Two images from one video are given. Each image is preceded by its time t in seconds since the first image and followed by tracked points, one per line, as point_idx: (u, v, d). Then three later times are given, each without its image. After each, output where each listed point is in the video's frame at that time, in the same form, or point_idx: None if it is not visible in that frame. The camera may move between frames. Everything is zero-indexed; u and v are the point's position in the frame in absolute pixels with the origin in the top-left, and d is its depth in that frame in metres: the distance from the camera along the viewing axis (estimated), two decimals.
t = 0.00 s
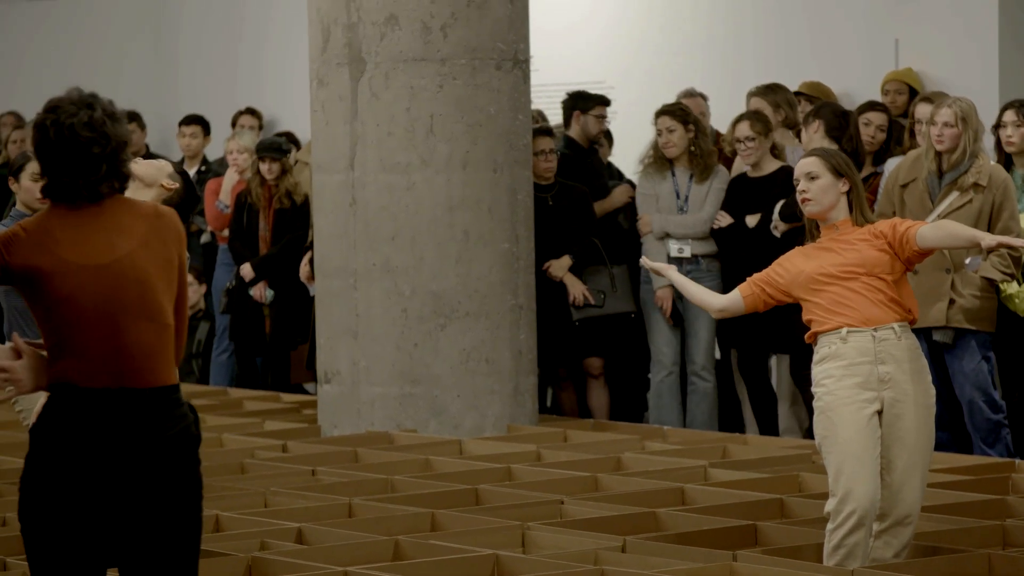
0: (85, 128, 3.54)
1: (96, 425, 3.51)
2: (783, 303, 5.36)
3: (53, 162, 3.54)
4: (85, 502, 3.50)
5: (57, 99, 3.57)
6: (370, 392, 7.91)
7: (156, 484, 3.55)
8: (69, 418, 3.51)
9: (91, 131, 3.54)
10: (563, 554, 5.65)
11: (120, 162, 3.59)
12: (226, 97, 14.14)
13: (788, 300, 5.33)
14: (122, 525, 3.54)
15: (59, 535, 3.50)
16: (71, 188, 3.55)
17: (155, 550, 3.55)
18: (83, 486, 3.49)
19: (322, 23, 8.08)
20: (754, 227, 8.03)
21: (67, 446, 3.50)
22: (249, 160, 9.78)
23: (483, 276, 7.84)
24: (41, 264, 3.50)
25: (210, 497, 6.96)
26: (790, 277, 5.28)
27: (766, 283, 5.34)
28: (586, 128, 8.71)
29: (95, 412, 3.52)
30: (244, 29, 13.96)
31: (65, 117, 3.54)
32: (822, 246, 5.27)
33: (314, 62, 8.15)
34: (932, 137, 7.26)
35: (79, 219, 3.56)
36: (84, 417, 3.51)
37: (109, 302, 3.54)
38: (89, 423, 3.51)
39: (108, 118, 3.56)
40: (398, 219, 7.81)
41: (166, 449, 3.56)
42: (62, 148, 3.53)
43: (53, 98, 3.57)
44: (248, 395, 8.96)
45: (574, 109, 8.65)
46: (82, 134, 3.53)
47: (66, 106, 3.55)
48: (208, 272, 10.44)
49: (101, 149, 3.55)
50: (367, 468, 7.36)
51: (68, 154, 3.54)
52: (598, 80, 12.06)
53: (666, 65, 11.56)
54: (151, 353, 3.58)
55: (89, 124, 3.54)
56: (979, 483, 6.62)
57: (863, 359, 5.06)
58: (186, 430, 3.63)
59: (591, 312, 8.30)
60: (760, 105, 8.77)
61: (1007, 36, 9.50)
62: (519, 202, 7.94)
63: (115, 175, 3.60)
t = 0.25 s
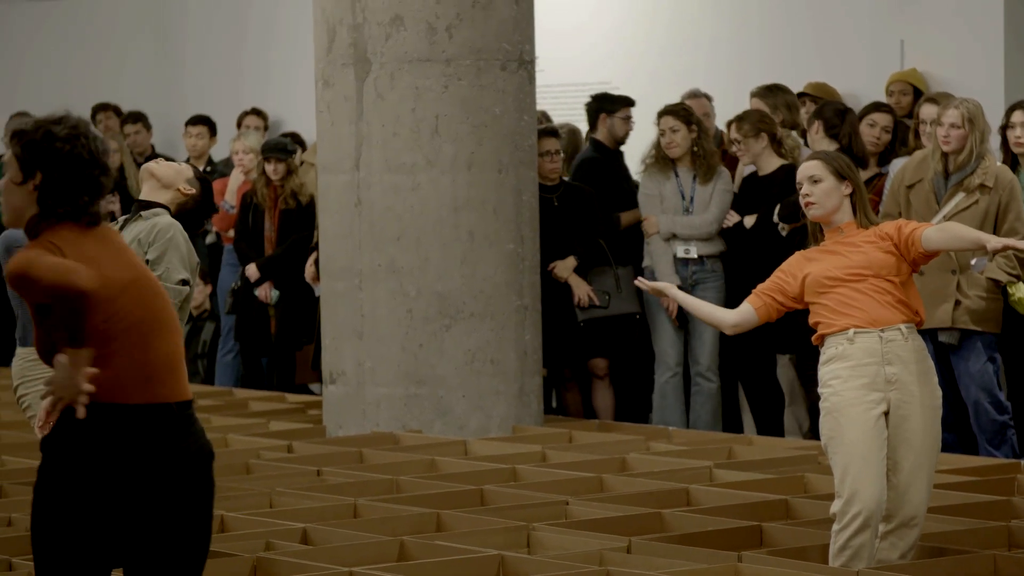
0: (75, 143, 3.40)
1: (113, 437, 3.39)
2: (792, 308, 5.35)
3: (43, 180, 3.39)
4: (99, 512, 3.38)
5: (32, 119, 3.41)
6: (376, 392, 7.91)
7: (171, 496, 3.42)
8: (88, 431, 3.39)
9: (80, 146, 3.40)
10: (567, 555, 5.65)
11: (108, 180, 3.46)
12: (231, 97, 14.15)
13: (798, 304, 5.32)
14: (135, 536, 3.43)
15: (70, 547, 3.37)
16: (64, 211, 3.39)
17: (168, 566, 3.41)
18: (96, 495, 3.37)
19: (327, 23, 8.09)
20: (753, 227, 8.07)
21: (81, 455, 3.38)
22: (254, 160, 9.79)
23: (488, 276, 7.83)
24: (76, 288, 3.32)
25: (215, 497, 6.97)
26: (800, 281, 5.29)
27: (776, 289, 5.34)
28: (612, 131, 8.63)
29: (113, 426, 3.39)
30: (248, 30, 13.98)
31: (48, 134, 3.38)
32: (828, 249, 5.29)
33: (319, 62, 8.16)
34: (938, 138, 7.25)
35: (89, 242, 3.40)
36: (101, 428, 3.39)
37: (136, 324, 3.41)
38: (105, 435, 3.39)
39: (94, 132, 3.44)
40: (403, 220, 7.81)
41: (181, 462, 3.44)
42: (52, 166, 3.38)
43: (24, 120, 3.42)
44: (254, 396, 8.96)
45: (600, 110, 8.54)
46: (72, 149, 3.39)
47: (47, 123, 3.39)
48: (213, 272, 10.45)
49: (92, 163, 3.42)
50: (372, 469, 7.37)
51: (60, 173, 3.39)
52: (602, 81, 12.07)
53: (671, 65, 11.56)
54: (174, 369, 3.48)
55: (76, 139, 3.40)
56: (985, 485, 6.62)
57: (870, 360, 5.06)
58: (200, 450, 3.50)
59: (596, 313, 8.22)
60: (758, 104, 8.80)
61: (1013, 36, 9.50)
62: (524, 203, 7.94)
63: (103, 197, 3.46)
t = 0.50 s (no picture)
0: (86, 176, 3.39)
1: (125, 453, 3.39)
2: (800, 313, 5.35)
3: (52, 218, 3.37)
4: (110, 524, 3.37)
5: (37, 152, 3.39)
6: (383, 394, 7.91)
7: (180, 507, 3.42)
8: (102, 448, 3.39)
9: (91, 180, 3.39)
10: (572, 557, 5.65)
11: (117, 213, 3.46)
12: (236, 98, 14.12)
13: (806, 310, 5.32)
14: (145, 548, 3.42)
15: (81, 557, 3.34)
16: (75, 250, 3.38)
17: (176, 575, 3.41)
18: (108, 508, 3.36)
19: (334, 24, 8.09)
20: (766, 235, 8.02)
21: (94, 469, 3.38)
22: (261, 162, 9.79)
23: (495, 278, 7.83)
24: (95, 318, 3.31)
25: (222, 498, 6.97)
26: (807, 287, 5.29)
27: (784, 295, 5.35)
28: (641, 132, 8.79)
29: (131, 446, 3.40)
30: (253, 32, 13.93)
31: (58, 166, 3.37)
32: (836, 252, 5.29)
33: (326, 64, 8.15)
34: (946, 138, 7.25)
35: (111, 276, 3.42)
36: (114, 446, 3.39)
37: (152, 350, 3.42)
38: (118, 451, 3.39)
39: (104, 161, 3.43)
40: (410, 221, 7.82)
41: (190, 476, 3.44)
42: (65, 201, 3.37)
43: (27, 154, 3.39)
44: (260, 397, 8.96)
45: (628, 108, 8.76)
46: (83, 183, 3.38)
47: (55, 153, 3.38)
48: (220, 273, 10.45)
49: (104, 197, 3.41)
50: (379, 470, 7.37)
51: (69, 209, 3.37)
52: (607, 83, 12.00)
53: (677, 66, 11.52)
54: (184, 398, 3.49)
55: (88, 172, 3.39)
56: (991, 486, 6.61)
57: (878, 361, 5.05)
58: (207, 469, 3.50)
59: (602, 314, 8.24)
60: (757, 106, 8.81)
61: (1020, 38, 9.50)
62: (531, 204, 7.94)
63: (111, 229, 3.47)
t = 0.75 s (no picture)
0: (117, 210, 3.70)
1: (113, 468, 3.61)
2: (812, 316, 5.36)
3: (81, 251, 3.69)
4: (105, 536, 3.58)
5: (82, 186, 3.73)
6: (389, 394, 7.91)
7: (173, 522, 3.63)
8: (87, 463, 3.61)
9: (125, 214, 3.70)
10: (581, 556, 5.64)
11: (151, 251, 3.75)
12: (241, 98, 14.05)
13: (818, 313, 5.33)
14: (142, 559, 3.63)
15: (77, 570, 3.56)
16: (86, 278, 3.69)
17: None
18: (100, 521, 3.57)
19: (341, 24, 8.08)
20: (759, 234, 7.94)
21: (86, 484, 3.59)
22: (268, 162, 9.78)
23: (502, 278, 7.84)
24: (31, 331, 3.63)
25: (228, 498, 6.98)
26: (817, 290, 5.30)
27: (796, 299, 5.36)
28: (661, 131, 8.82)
29: (108, 462, 3.61)
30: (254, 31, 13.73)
31: (97, 198, 3.71)
32: (845, 253, 5.29)
33: (332, 64, 8.15)
34: (953, 139, 7.24)
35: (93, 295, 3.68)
36: (100, 462, 3.61)
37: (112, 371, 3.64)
38: (106, 466, 3.61)
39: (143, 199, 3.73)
40: (416, 221, 7.82)
41: (182, 489, 3.65)
42: (94, 236, 3.68)
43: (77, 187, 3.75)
44: (267, 396, 8.96)
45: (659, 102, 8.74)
46: (118, 216, 3.69)
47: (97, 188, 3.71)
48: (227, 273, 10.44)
49: (137, 235, 3.71)
50: (386, 470, 7.37)
51: (101, 243, 3.68)
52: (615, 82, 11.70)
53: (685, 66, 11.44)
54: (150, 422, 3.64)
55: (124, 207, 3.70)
56: (998, 487, 6.61)
57: (887, 362, 5.05)
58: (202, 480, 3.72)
59: (609, 315, 8.19)
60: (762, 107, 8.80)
61: None
62: (538, 204, 7.94)
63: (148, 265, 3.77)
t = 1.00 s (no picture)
0: (97, 156, 3.45)
1: (116, 442, 3.41)
2: (820, 318, 5.36)
3: (59, 188, 3.44)
4: (108, 518, 3.40)
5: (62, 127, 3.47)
6: (396, 393, 7.91)
7: (177, 501, 3.47)
8: (87, 436, 3.41)
9: (108, 160, 3.46)
10: (589, 556, 5.64)
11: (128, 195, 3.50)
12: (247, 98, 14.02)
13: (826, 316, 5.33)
14: (143, 543, 3.46)
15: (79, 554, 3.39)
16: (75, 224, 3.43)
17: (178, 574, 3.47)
18: (104, 502, 3.39)
19: (349, 24, 8.08)
20: (753, 234, 7.81)
21: (87, 461, 3.39)
22: (275, 161, 9.78)
23: (509, 277, 7.83)
24: (47, 293, 3.32)
25: (236, 497, 6.98)
26: (825, 292, 5.30)
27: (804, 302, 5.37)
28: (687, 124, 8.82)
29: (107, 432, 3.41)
30: (257, 25, 13.53)
31: (80, 141, 3.44)
32: (853, 255, 5.28)
33: (340, 63, 8.15)
34: (961, 139, 7.25)
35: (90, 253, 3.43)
36: (102, 434, 3.41)
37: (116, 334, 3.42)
38: (108, 440, 3.41)
39: (126, 146, 3.49)
40: (424, 221, 7.82)
41: (186, 466, 3.49)
42: (74, 176, 3.44)
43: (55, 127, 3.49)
44: (274, 396, 8.95)
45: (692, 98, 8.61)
46: (96, 162, 3.44)
47: (80, 130, 3.45)
48: (234, 273, 10.44)
49: (116, 176, 3.47)
50: (393, 470, 7.37)
51: (80, 185, 3.43)
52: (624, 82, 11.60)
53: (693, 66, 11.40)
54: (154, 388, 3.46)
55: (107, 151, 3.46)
56: (1004, 488, 6.61)
57: (896, 363, 5.05)
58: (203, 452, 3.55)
59: (616, 314, 8.13)
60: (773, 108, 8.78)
61: None
62: (545, 204, 7.94)
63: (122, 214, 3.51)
